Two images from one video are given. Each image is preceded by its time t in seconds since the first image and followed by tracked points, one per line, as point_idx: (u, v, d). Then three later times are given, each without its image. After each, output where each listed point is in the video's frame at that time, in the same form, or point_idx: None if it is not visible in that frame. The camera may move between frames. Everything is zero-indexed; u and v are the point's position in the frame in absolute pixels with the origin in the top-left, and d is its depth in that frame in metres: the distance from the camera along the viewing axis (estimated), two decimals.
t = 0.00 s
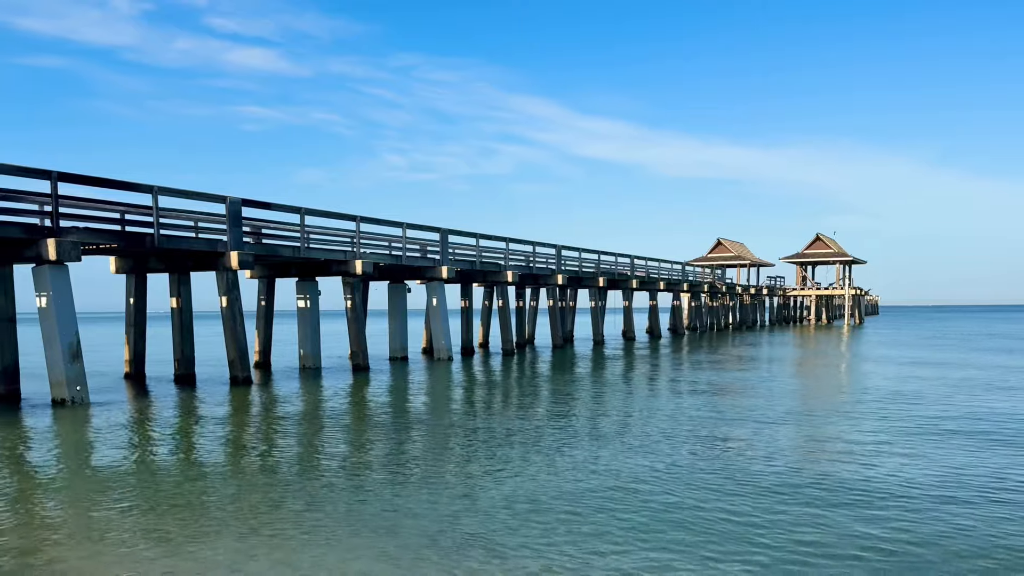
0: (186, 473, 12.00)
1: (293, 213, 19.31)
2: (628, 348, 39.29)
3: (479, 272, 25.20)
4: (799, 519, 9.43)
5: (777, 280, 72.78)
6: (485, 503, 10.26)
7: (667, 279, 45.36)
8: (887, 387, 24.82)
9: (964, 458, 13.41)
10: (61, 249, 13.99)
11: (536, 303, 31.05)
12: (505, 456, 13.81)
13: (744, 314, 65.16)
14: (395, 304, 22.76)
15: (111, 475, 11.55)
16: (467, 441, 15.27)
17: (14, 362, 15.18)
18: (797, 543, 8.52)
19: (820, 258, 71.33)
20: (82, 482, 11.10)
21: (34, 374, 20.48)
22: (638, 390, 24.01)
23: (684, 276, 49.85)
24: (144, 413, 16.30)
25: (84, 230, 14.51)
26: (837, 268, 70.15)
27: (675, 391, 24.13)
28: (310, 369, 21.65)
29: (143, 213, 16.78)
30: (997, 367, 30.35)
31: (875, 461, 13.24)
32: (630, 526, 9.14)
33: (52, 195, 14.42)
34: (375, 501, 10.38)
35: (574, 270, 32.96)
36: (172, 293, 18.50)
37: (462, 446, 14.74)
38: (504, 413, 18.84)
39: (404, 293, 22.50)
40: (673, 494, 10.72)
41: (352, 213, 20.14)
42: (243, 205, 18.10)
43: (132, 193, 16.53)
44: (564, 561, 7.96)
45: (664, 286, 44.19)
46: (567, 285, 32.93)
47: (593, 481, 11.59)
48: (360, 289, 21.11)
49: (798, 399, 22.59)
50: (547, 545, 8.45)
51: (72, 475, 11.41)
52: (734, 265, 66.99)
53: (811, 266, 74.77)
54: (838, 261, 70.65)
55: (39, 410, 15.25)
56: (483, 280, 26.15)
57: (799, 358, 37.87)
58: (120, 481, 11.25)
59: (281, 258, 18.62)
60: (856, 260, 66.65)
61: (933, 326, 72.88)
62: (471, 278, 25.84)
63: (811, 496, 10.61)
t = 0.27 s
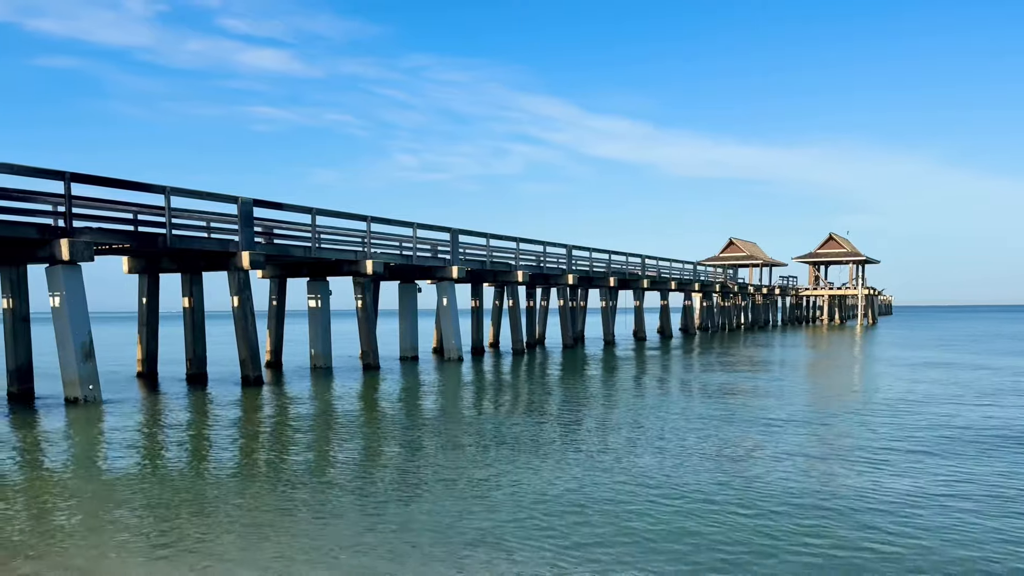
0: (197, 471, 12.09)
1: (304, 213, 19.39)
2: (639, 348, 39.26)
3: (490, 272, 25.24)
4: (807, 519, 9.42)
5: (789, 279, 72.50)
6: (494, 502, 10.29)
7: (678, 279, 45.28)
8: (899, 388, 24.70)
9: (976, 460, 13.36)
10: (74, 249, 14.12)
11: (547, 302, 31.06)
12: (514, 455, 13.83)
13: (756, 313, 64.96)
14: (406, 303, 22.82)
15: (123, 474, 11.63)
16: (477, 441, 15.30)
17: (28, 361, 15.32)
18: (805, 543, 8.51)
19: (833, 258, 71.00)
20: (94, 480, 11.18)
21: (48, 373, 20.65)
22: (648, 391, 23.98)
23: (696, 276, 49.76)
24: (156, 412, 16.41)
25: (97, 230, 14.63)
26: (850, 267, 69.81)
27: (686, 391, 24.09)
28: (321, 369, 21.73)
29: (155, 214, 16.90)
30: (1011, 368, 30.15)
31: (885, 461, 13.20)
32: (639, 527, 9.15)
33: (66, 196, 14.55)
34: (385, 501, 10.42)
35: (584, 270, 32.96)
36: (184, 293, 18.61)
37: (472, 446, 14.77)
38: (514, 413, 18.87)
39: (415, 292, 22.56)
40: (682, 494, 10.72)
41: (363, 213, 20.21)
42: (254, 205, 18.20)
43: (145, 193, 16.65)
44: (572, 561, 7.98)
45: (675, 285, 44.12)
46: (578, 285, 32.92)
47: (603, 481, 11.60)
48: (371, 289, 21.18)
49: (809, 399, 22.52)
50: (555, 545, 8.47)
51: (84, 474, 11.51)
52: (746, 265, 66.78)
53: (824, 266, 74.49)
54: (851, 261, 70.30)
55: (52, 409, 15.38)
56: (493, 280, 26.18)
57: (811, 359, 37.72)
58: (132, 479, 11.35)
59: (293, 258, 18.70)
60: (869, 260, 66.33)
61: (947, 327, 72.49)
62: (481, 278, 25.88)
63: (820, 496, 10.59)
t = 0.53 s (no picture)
0: (211, 470, 12.21)
1: (316, 213, 19.50)
2: (650, 348, 39.21)
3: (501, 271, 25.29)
4: (815, 519, 9.44)
5: (802, 279, 72.23)
6: (504, 501, 10.35)
7: (690, 279, 45.21)
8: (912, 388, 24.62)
9: (987, 460, 13.32)
10: (89, 249, 14.26)
11: (558, 302, 31.08)
12: (524, 455, 13.87)
13: (769, 314, 64.74)
14: (417, 303, 22.90)
15: (136, 472, 11.74)
16: (487, 440, 15.33)
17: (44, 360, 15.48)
18: (814, 543, 8.53)
19: (847, 258, 70.69)
20: (108, 479, 11.30)
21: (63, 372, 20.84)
22: (660, 391, 23.98)
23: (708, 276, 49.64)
24: (170, 411, 16.54)
25: (111, 230, 14.78)
26: (864, 267, 69.50)
27: (698, 392, 24.09)
28: (333, 368, 21.83)
29: (169, 214, 17.04)
30: None
31: (895, 461, 13.18)
32: (648, 526, 9.18)
33: (80, 196, 14.70)
34: (396, 500, 10.49)
35: (596, 270, 32.96)
36: (197, 293, 18.74)
37: (483, 445, 14.81)
38: (525, 412, 18.92)
39: (426, 292, 22.64)
40: (692, 494, 10.74)
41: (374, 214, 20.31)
42: (266, 206, 18.32)
43: (158, 194, 16.80)
44: (580, 560, 8.03)
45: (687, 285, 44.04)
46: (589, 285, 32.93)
47: (612, 481, 11.64)
48: (382, 289, 21.27)
49: (820, 399, 22.48)
50: (565, 544, 8.51)
51: (99, 472, 11.61)
52: (759, 264, 66.58)
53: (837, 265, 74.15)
54: (865, 261, 69.98)
55: (67, 407, 15.54)
56: (504, 280, 26.23)
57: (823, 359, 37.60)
58: (146, 478, 11.47)
59: (305, 258, 18.81)
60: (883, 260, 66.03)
61: (962, 327, 72.04)
62: (493, 277, 25.94)
63: (829, 496, 10.60)
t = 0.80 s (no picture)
0: (223, 468, 12.34)
1: (328, 214, 19.60)
2: (661, 348, 39.16)
3: (512, 271, 25.34)
4: (825, 520, 9.44)
5: (815, 279, 71.97)
6: (513, 502, 10.40)
7: (702, 279, 45.14)
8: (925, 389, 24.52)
9: (998, 461, 13.28)
10: (103, 250, 14.40)
11: (569, 302, 31.11)
12: (534, 455, 13.91)
13: (782, 314, 64.51)
14: (428, 303, 22.97)
15: (149, 471, 11.84)
16: (497, 441, 15.36)
17: (58, 360, 15.64)
18: (822, 545, 8.53)
19: (861, 258, 70.38)
20: (121, 477, 11.39)
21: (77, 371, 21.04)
22: (670, 391, 23.98)
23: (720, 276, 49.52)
24: (182, 410, 16.69)
25: (125, 231, 14.92)
26: (877, 267, 69.16)
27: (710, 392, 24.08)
28: (344, 368, 21.94)
29: (182, 215, 17.18)
30: None
31: (906, 462, 13.15)
32: (657, 527, 9.21)
33: (94, 198, 14.85)
34: (407, 499, 10.55)
35: (607, 270, 32.95)
36: (210, 293, 18.86)
37: (492, 445, 14.86)
38: (536, 412, 18.98)
39: (437, 292, 22.71)
40: (702, 494, 10.75)
41: (386, 214, 20.39)
42: (278, 206, 18.43)
43: (172, 195, 16.94)
44: (590, 560, 8.06)
45: (699, 285, 43.95)
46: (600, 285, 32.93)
47: (623, 482, 11.67)
48: (393, 289, 21.35)
49: (832, 400, 22.41)
50: (574, 545, 8.55)
51: (111, 471, 11.72)
52: (771, 264, 66.38)
53: (850, 265, 73.81)
54: (878, 261, 69.65)
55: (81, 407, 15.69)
56: (515, 280, 26.28)
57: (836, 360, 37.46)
58: (159, 476, 11.61)
59: (316, 258, 18.91)
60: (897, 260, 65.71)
61: (977, 327, 71.59)
62: (503, 277, 26.00)
63: (839, 497, 10.59)
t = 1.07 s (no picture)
0: (234, 467, 12.43)
1: (340, 214, 19.69)
2: (674, 348, 39.09)
3: (523, 271, 25.38)
4: (835, 521, 9.42)
5: (830, 279, 71.63)
6: (522, 501, 10.44)
7: (715, 279, 45.03)
8: (938, 390, 24.39)
9: (1010, 463, 13.21)
10: (117, 251, 14.53)
11: (581, 302, 31.11)
12: (544, 455, 13.94)
13: (796, 313, 64.24)
14: (440, 303, 23.03)
15: (162, 470, 11.94)
16: (507, 441, 15.39)
17: (73, 359, 15.79)
18: (832, 545, 8.52)
19: (875, 257, 70.00)
20: (134, 477, 11.48)
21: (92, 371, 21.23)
22: (682, 391, 23.95)
23: (733, 276, 49.35)
24: (195, 410, 16.81)
25: (138, 232, 15.05)
26: (892, 267, 68.78)
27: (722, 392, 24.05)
28: (356, 368, 22.04)
29: (195, 216, 17.31)
30: None
31: (918, 463, 13.09)
32: (666, 527, 9.21)
33: (108, 199, 14.99)
34: (418, 499, 10.59)
35: (619, 270, 32.93)
36: (223, 293, 18.99)
37: (503, 445, 14.89)
38: (547, 412, 19.01)
39: (448, 293, 22.77)
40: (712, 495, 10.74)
41: (397, 215, 20.46)
42: (291, 207, 18.52)
43: (185, 196, 17.07)
44: (599, 560, 8.08)
45: (711, 285, 43.84)
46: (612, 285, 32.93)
47: (633, 482, 11.69)
48: (405, 289, 21.43)
49: (844, 400, 22.33)
50: (583, 545, 8.57)
51: (125, 470, 11.81)
52: (785, 264, 66.10)
53: (865, 264, 73.42)
54: (893, 260, 69.25)
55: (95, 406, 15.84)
56: (527, 280, 26.31)
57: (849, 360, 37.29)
58: (172, 475, 11.71)
59: (328, 258, 19.01)
60: (912, 259, 65.32)
61: (994, 328, 71.09)
62: (515, 278, 26.03)
63: (850, 498, 10.56)
